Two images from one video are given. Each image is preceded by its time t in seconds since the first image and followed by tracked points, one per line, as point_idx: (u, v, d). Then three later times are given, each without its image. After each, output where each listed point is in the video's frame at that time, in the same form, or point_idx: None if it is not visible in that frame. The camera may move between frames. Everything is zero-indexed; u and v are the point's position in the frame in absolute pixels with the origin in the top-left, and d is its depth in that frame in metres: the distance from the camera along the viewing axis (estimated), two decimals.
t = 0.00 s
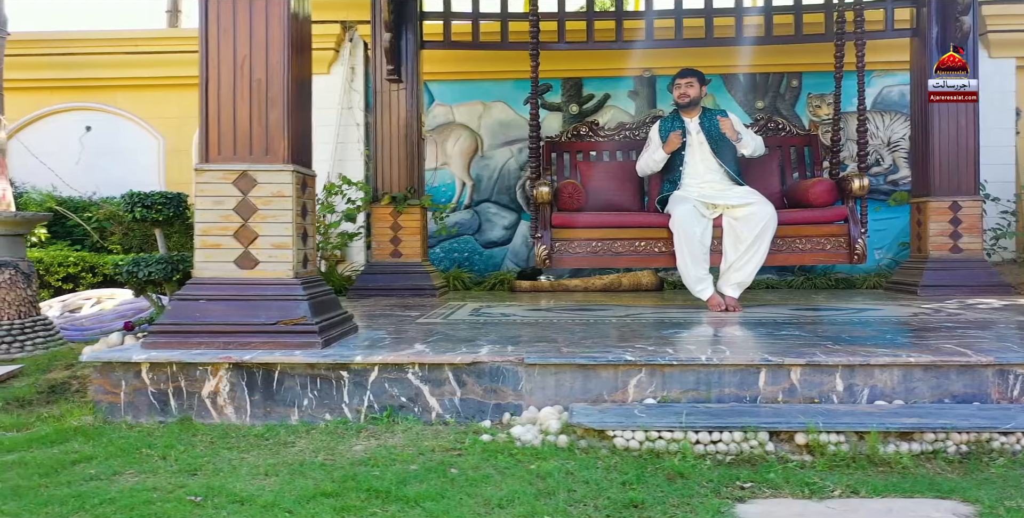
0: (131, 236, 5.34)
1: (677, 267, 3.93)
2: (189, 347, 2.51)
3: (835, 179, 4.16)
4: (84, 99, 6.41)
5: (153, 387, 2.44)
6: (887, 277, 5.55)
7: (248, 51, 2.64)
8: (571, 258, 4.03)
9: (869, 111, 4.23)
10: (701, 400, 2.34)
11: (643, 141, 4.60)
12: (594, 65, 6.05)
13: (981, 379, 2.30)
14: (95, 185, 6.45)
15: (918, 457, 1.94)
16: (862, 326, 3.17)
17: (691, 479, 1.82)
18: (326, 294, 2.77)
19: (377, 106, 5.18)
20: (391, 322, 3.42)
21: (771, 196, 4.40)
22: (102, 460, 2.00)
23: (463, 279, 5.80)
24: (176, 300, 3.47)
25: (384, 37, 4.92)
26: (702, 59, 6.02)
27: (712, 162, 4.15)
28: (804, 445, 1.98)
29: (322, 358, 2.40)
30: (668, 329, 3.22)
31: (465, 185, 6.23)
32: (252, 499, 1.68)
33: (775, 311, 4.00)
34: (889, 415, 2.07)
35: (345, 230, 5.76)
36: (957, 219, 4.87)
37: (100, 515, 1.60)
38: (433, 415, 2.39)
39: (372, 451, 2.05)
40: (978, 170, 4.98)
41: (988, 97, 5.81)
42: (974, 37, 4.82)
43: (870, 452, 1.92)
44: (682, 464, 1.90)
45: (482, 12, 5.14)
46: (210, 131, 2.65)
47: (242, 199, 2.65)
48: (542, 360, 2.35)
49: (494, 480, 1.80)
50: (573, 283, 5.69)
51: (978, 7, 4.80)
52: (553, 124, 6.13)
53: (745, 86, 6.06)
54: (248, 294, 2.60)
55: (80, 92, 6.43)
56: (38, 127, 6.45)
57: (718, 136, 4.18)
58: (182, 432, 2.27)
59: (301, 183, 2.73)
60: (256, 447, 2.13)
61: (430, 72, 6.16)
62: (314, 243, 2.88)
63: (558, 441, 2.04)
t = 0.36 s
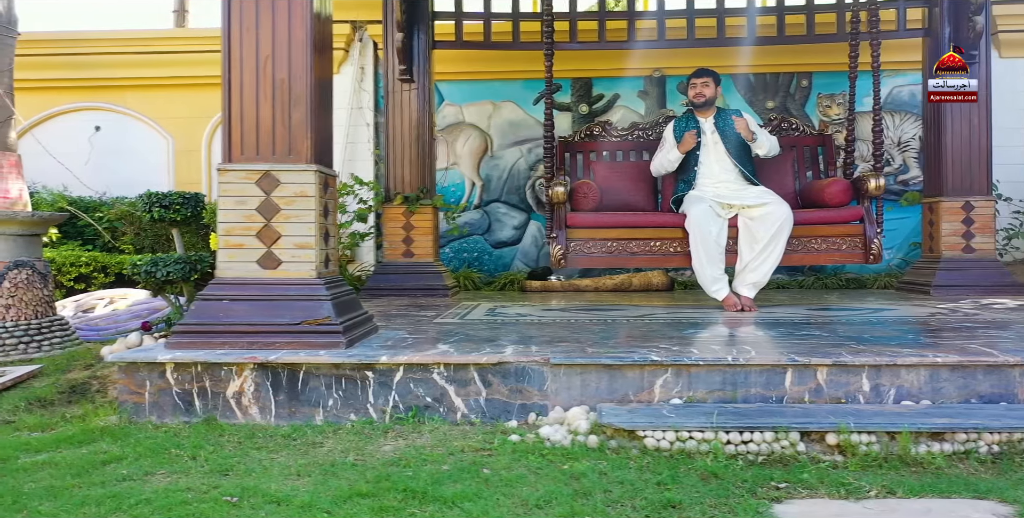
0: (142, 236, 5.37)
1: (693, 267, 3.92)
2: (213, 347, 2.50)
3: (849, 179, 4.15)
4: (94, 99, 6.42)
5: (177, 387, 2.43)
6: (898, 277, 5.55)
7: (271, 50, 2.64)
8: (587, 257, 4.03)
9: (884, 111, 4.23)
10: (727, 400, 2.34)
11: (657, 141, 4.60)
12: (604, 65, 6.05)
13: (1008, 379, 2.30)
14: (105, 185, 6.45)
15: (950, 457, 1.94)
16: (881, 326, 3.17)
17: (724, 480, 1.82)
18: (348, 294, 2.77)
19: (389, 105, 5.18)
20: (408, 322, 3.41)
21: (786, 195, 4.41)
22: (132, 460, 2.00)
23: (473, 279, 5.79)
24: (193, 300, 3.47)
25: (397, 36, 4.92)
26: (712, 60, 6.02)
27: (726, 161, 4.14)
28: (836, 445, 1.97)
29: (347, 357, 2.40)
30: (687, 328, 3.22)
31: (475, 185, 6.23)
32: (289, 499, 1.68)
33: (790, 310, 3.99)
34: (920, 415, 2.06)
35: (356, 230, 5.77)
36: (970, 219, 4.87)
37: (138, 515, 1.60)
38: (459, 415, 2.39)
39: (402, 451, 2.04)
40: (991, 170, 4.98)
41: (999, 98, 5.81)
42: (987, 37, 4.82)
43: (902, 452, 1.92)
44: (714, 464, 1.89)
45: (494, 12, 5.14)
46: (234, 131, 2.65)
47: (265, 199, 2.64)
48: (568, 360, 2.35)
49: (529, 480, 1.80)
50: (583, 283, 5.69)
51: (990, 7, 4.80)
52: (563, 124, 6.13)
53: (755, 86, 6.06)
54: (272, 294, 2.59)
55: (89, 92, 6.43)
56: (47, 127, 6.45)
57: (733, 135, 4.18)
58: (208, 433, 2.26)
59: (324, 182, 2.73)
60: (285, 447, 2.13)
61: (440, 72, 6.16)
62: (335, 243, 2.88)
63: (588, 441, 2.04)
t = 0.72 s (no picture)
0: (153, 236, 5.43)
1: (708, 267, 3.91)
2: (236, 347, 2.50)
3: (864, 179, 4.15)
4: (103, 98, 6.42)
5: (202, 387, 2.43)
6: (908, 277, 5.55)
7: (293, 50, 2.63)
8: (602, 257, 4.02)
9: (898, 111, 4.23)
10: (753, 400, 2.34)
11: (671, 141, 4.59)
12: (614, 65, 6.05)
13: None
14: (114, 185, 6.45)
15: (981, 458, 1.94)
16: (901, 326, 3.16)
17: (758, 481, 1.82)
18: (368, 294, 2.76)
19: (400, 106, 5.18)
20: (425, 322, 3.41)
21: (800, 194, 4.43)
22: (162, 461, 1.99)
23: (483, 279, 5.79)
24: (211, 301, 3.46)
25: (408, 36, 4.91)
26: (723, 60, 6.02)
27: (741, 162, 4.14)
28: (867, 446, 1.97)
29: (372, 358, 2.39)
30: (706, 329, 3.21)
31: (485, 185, 6.23)
32: (324, 500, 1.67)
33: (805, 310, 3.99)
34: (950, 415, 2.06)
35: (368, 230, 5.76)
36: (982, 219, 4.86)
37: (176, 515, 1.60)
38: (484, 416, 2.39)
39: (431, 452, 2.04)
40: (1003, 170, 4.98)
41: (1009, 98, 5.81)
42: (999, 37, 4.82)
43: (933, 452, 1.92)
44: (747, 465, 1.89)
45: (505, 12, 5.14)
46: (256, 130, 2.64)
47: (287, 199, 2.64)
48: (593, 361, 2.34)
49: (562, 481, 1.79)
50: (594, 283, 5.68)
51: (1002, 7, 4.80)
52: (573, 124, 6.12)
53: (765, 86, 6.06)
54: (294, 294, 2.59)
55: (98, 92, 6.44)
56: (56, 127, 6.45)
57: (747, 135, 4.17)
58: (234, 433, 2.26)
59: (346, 182, 2.73)
60: (313, 447, 2.13)
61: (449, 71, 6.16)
62: (356, 243, 2.87)
63: (617, 441, 2.03)
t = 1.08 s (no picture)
0: (164, 237, 5.50)
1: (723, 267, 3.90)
2: (259, 347, 2.49)
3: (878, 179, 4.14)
4: (112, 99, 6.42)
5: (226, 387, 2.43)
6: (919, 278, 5.54)
7: (315, 49, 2.63)
8: (617, 258, 4.02)
9: (913, 110, 4.22)
10: (779, 400, 2.33)
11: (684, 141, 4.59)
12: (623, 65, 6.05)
13: None
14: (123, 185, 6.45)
15: (1013, 458, 1.94)
16: (920, 326, 3.16)
17: (791, 481, 1.81)
18: (389, 295, 2.75)
19: (411, 106, 5.17)
20: (443, 322, 3.40)
21: (813, 193, 4.44)
22: (191, 461, 1.99)
23: (493, 279, 5.79)
24: (230, 310, 3.44)
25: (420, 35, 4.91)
26: (733, 59, 6.02)
27: (756, 162, 4.14)
28: (897, 446, 1.97)
29: (397, 358, 2.39)
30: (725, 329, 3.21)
31: (494, 185, 6.23)
32: (360, 500, 1.67)
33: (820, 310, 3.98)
34: (979, 416, 2.06)
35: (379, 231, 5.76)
36: (995, 219, 4.85)
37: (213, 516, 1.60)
38: (509, 416, 2.39)
39: (460, 452, 2.04)
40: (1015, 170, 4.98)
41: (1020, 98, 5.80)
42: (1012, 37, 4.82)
43: (965, 453, 1.91)
44: (779, 465, 1.88)
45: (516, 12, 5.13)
46: (278, 130, 2.64)
47: (309, 199, 2.64)
48: (618, 361, 2.34)
49: (596, 481, 1.79)
50: (605, 283, 5.68)
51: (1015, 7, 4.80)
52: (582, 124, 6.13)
53: (775, 86, 6.05)
54: (317, 294, 2.59)
55: (106, 92, 6.43)
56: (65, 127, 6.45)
57: (762, 136, 4.17)
58: (260, 433, 2.26)
59: (368, 182, 2.73)
60: (341, 447, 2.12)
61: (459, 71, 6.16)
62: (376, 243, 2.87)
63: (647, 442, 2.03)
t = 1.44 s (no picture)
0: (170, 236, 5.53)
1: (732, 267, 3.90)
2: (273, 347, 2.49)
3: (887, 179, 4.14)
4: (118, 98, 6.42)
5: (239, 388, 2.42)
6: (925, 278, 5.54)
7: (327, 49, 2.63)
8: (625, 258, 4.02)
9: (921, 110, 4.22)
10: (794, 401, 2.33)
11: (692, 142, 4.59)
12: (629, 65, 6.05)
13: None
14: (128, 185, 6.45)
15: None
16: (930, 326, 3.15)
17: (810, 482, 1.81)
18: (401, 296, 2.74)
19: (417, 105, 5.17)
20: (453, 322, 3.40)
21: (823, 193, 4.44)
22: (209, 461, 1.99)
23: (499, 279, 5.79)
24: (241, 311, 3.42)
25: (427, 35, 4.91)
26: (738, 59, 6.01)
27: (764, 162, 4.14)
28: (915, 447, 1.96)
29: (411, 358, 2.39)
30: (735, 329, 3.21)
31: (499, 185, 6.22)
32: (380, 500, 1.67)
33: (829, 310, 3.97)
34: (997, 416, 2.05)
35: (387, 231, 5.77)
36: (1002, 219, 4.85)
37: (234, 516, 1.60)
38: (523, 416, 2.38)
39: (477, 452, 2.03)
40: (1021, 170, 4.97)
41: None
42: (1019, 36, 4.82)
43: (983, 453, 1.91)
44: (797, 465, 1.88)
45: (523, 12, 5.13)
46: (290, 130, 2.64)
47: (322, 199, 2.63)
48: (633, 361, 2.33)
49: (615, 482, 1.79)
50: (611, 283, 5.68)
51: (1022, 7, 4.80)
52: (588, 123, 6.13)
53: (781, 86, 6.05)
54: (329, 295, 2.58)
55: (112, 92, 6.43)
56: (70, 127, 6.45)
57: (772, 135, 4.19)
58: (275, 434, 2.26)
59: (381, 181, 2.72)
60: (358, 447, 2.13)
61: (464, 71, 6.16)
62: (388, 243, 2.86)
63: (663, 443, 2.03)
